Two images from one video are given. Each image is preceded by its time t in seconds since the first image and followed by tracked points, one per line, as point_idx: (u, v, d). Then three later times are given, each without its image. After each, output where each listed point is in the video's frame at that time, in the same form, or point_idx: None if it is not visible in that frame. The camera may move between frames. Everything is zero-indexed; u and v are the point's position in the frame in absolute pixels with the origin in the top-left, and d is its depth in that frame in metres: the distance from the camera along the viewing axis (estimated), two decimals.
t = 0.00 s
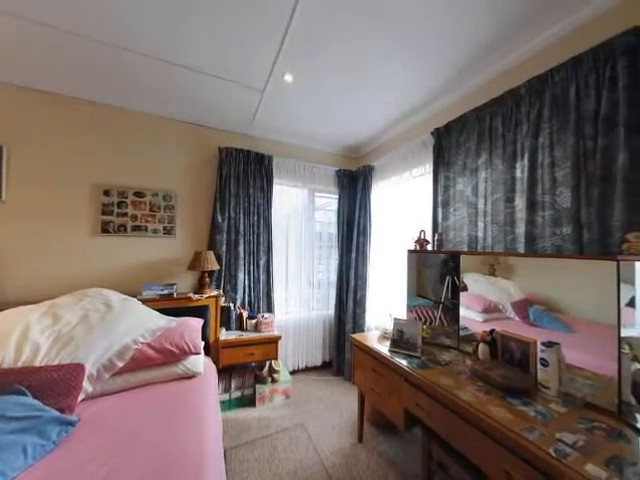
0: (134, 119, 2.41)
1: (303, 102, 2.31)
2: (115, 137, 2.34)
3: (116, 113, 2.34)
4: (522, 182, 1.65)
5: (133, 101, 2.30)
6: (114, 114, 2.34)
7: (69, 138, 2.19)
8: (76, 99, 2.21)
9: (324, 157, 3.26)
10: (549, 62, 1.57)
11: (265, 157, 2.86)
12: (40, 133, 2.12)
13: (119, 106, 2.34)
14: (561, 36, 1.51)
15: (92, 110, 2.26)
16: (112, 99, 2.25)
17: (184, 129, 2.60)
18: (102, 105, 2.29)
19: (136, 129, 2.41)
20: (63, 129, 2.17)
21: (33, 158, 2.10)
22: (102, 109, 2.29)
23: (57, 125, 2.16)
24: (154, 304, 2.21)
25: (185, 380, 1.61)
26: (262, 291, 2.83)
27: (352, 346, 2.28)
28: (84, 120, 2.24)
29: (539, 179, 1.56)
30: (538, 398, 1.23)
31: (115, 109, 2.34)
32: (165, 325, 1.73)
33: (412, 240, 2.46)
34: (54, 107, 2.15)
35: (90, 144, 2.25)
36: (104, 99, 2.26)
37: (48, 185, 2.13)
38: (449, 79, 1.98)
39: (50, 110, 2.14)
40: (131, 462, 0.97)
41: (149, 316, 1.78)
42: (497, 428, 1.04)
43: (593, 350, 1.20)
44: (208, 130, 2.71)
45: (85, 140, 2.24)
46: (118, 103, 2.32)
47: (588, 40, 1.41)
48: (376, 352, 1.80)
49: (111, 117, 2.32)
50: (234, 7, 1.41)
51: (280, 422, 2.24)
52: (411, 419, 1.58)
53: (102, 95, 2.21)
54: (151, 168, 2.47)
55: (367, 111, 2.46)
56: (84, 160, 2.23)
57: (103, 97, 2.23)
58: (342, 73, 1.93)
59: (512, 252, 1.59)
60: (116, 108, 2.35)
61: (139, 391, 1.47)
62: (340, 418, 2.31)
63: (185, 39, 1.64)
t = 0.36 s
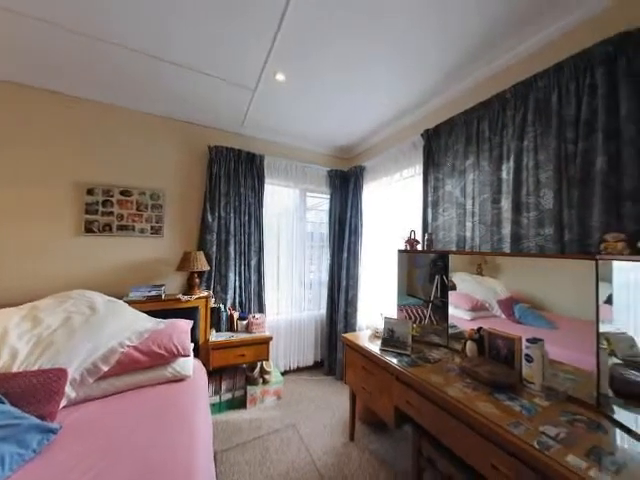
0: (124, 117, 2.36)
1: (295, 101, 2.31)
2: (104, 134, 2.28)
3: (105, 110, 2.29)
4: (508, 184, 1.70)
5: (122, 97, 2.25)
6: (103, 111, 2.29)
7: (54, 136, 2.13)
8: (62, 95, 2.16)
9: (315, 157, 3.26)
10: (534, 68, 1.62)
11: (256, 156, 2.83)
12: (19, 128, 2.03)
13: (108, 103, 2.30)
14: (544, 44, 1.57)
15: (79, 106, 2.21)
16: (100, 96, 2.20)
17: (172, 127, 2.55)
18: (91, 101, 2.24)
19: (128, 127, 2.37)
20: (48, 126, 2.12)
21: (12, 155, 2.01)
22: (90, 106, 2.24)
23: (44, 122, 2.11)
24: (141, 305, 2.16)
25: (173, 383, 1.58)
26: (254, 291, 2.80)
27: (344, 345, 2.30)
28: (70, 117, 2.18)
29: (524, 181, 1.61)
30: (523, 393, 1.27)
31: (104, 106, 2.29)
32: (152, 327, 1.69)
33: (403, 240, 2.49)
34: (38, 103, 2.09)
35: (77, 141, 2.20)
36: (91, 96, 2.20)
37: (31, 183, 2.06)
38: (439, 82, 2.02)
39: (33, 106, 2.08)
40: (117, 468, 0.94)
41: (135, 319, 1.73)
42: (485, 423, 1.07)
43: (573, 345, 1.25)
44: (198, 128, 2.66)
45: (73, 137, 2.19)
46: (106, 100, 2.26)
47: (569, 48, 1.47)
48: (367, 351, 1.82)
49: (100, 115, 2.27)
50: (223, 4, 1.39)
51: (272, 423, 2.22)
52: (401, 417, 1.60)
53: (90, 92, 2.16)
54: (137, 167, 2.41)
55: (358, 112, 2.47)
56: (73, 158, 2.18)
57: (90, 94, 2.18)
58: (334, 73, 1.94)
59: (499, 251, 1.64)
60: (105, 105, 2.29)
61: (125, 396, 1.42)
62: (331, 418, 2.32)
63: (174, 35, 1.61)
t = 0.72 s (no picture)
0: (122, 116, 2.34)
1: (286, 101, 2.30)
2: (92, 131, 2.22)
3: (103, 108, 2.27)
4: (495, 186, 1.74)
5: (121, 96, 2.23)
6: (100, 109, 2.26)
7: (47, 133, 2.09)
8: (45, 89, 2.08)
9: (307, 157, 3.25)
10: (519, 73, 1.68)
11: (247, 155, 2.80)
12: None
13: (104, 101, 2.26)
14: (527, 51, 1.63)
15: (75, 104, 2.18)
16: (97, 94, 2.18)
17: (160, 124, 2.50)
18: (87, 99, 2.21)
19: (127, 126, 2.36)
20: (41, 123, 2.07)
21: None
22: (85, 103, 2.21)
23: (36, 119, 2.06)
24: (127, 307, 2.09)
25: (161, 386, 1.54)
26: (245, 291, 2.77)
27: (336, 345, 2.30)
28: (58, 113, 2.11)
29: (509, 183, 1.66)
30: (508, 388, 1.31)
31: (100, 105, 2.26)
32: (139, 330, 1.65)
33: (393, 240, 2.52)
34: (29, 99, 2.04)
35: (73, 140, 2.16)
36: (89, 94, 2.18)
37: (9, 180, 1.97)
38: (428, 84, 2.06)
39: (18, 101, 2.01)
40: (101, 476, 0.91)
41: (121, 321, 1.68)
42: (473, 419, 1.09)
43: (555, 341, 1.31)
44: (187, 125, 2.62)
45: (69, 135, 2.15)
46: (103, 98, 2.24)
47: (551, 55, 1.53)
48: (359, 350, 1.83)
49: (97, 112, 2.25)
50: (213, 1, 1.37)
51: (263, 425, 2.21)
52: (392, 415, 1.61)
53: (87, 90, 2.13)
54: (123, 164, 2.34)
55: (350, 113, 2.49)
56: (55, 155, 2.10)
57: (86, 92, 2.15)
58: (325, 73, 1.94)
59: (485, 251, 1.68)
60: (101, 103, 2.26)
61: (111, 400, 1.38)
62: (323, 418, 2.32)
63: (162, 31, 1.58)
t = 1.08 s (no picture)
0: (123, 116, 2.33)
1: (278, 100, 2.28)
2: (75, 127, 2.14)
3: (103, 107, 2.25)
4: (482, 187, 1.79)
5: (111, 92, 2.18)
6: (100, 108, 2.24)
7: (26, 129, 2.00)
8: (24, 83, 1.99)
9: (298, 157, 3.24)
10: (504, 78, 1.73)
11: (238, 154, 2.77)
12: None
13: (104, 100, 2.24)
14: (513, 57, 1.68)
15: (69, 101, 2.13)
16: (98, 92, 2.16)
17: (148, 121, 2.43)
18: (87, 98, 2.18)
19: (129, 126, 2.35)
20: (38, 121, 2.03)
21: None
22: (84, 102, 2.18)
23: (33, 116, 2.01)
24: (113, 310, 2.03)
25: (148, 390, 1.50)
26: (235, 292, 2.73)
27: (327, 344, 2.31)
28: (38, 108, 2.02)
29: (496, 184, 1.71)
30: (495, 384, 1.35)
31: (100, 104, 2.24)
32: (125, 333, 1.61)
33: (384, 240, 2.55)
34: (24, 97, 1.99)
35: (72, 139, 2.13)
36: (90, 93, 2.16)
37: None
38: (418, 87, 2.10)
39: None
40: None
41: (106, 324, 1.63)
42: (461, 415, 1.12)
43: (539, 338, 1.35)
44: (176, 123, 2.56)
45: (68, 134, 2.11)
46: (103, 97, 2.22)
47: (535, 62, 1.58)
48: (350, 349, 1.84)
49: (97, 111, 2.22)
50: None
51: (254, 426, 2.19)
52: (383, 413, 1.63)
53: (86, 87, 2.11)
54: (108, 162, 2.27)
55: (341, 113, 2.50)
56: (34, 151, 2.01)
57: (87, 90, 2.13)
58: (317, 74, 1.94)
59: (473, 251, 1.73)
60: (101, 102, 2.24)
61: (95, 406, 1.34)
62: (315, 418, 2.32)
63: (150, 27, 1.54)
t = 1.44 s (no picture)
0: (122, 115, 2.32)
1: (270, 99, 2.27)
2: (57, 122, 2.06)
3: (102, 107, 2.23)
4: (470, 188, 1.83)
5: (95, 88, 2.11)
6: (98, 108, 2.22)
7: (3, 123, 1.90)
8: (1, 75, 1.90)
9: (290, 156, 3.23)
10: (491, 83, 1.78)
11: (229, 152, 2.73)
12: None
13: (102, 99, 2.22)
14: (500, 62, 1.73)
15: (50, 95, 2.05)
16: (95, 91, 2.13)
17: (134, 118, 2.37)
18: (85, 96, 2.17)
19: (128, 126, 2.34)
20: (32, 118, 1.99)
21: None
22: (81, 100, 2.16)
23: (28, 113, 1.97)
24: (97, 312, 1.96)
25: (135, 394, 1.45)
26: (226, 293, 2.70)
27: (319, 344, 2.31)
28: (16, 102, 1.94)
29: (483, 185, 1.75)
30: (483, 380, 1.38)
31: (98, 103, 2.22)
32: (110, 337, 1.56)
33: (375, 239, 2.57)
34: (16, 93, 1.94)
35: (69, 137, 2.11)
36: (88, 91, 2.14)
37: None
38: (408, 89, 2.13)
39: None
40: None
41: (90, 328, 1.58)
42: (450, 412, 1.14)
43: (524, 335, 1.40)
44: (164, 120, 2.51)
45: (65, 132, 2.09)
46: (101, 96, 2.20)
47: (521, 67, 1.64)
48: (341, 349, 1.85)
49: (96, 111, 2.21)
50: None
51: (245, 428, 2.16)
52: (374, 412, 1.64)
53: (82, 86, 2.07)
54: (93, 159, 2.19)
55: (333, 114, 2.50)
56: (12, 147, 1.92)
57: (85, 89, 2.11)
58: (309, 73, 1.94)
59: (461, 251, 1.77)
60: (100, 101, 2.23)
61: (79, 412, 1.29)
62: (307, 418, 2.32)
63: (137, 20, 1.50)
